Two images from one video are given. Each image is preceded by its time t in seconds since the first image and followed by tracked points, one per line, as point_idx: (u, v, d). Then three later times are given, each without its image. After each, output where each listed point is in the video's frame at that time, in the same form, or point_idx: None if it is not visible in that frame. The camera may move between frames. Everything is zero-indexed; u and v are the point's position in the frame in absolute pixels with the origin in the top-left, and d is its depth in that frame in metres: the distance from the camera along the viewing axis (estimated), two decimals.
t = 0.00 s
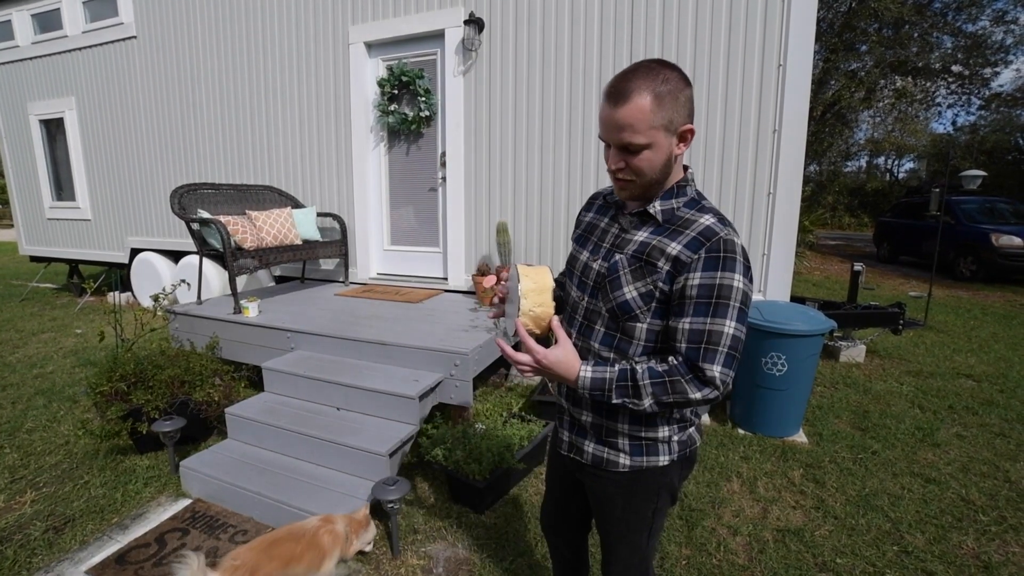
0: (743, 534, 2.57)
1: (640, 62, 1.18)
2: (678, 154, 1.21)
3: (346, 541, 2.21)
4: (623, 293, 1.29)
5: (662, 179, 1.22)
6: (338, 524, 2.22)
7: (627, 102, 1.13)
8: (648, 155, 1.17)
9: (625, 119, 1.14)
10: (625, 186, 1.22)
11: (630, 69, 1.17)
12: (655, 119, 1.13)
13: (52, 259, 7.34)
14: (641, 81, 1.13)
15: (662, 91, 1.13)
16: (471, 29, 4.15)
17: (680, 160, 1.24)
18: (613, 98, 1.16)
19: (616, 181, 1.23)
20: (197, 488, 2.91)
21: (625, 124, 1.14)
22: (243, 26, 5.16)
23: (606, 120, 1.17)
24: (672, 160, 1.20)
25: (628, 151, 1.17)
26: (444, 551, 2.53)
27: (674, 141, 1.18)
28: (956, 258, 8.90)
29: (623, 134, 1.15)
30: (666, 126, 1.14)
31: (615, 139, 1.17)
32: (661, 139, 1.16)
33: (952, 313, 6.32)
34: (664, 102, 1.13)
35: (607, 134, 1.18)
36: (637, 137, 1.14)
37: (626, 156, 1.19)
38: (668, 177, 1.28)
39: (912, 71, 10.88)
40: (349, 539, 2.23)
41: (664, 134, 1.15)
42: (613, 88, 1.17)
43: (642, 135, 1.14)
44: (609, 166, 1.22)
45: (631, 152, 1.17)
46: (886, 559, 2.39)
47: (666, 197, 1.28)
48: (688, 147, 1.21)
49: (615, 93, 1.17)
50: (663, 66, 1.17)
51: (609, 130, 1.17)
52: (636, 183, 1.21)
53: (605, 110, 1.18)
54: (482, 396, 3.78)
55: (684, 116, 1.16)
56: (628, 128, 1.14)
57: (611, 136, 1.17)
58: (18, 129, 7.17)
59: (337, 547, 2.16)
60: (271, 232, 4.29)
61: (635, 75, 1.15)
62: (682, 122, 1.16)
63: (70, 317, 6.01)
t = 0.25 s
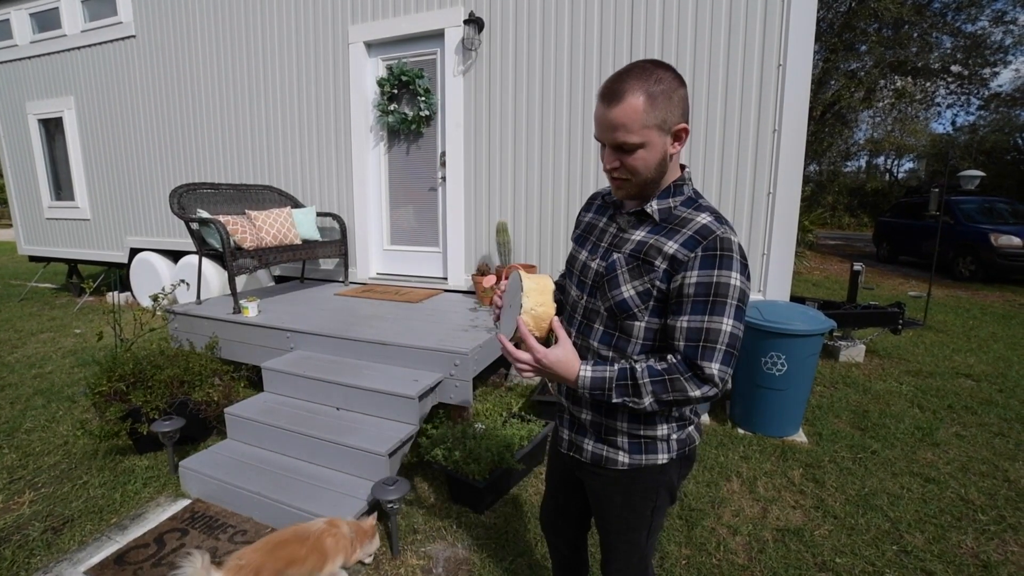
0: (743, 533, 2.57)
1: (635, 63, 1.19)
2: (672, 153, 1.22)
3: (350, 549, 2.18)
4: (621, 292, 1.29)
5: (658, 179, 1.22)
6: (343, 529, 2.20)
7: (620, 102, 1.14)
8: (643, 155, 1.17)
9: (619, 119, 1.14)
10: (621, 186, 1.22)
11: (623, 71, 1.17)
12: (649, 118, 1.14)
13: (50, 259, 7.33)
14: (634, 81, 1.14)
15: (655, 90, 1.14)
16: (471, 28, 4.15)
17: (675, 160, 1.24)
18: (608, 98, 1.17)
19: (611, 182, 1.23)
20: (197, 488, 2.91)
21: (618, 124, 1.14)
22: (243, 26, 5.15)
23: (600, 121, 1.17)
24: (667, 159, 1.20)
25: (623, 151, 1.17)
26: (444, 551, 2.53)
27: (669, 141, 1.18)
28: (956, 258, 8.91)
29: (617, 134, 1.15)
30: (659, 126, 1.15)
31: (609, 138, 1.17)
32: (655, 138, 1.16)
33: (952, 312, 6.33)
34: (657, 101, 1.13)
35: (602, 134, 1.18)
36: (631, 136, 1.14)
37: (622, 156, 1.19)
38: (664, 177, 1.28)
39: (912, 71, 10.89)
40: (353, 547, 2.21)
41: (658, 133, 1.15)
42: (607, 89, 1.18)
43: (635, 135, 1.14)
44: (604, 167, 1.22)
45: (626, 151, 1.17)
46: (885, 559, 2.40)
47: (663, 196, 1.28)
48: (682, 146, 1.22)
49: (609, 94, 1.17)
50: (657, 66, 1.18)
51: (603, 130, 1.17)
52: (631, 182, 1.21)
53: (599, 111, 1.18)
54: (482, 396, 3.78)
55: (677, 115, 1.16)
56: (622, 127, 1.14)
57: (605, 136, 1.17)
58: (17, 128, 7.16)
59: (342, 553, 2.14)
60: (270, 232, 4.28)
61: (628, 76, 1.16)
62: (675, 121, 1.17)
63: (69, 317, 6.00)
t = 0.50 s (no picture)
0: (743, 533, 2.57)
1: (632, 63, 1.19)
2: (670, 152, 1.22)
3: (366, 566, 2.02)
4: (620, 290, 1.29)
5: (656, 177, 1.22)
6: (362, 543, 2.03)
7: (617, 101, 1.14)
8: (640, 153, 1.17)
9: (616, 117, 1.14)
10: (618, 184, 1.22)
11: (620, 70, 1.17)
12: (645, 116, 1.14)
13: (50, 259, 7.32)
14: (631, 80, 1.14)
15: (652, 89, 1.14)
16: (471, 28, 4.15)
17: (673, 158, 1.24)
18: (605, 97, 1.17)
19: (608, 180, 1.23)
20: (196, 488, 2.90)
21: (615, 122, 1.14)
22: (242, 26, 5.15)
23: (597, 120, 1.18)
24: (664, 157, 1.20)
25: (620, 149, 1.17)
26: (444, 551, 2.53)
27: (666, 139, 1.18)
28: (955, 258, 8.91)
29: (614, 132, 1.15)
30: (656, 124, 1.15)
31: (607, 137, 1.17)
32: (652, 137, 1.16)
33: (951, 312, 6.34)
34: (654, 100, 1.13)
35: (599, 133, 1.18)
36: (628, 135, 1.14)
37: (619, 154, 1.19)
38: (662, 176, 1.28)
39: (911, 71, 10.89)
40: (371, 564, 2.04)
41: (655, 131, 1.15)
42: (605, 88, 1.18)
43: (632, 133, 1.14)
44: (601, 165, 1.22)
45: (623, 150, 1.17)
46: (886, 559, 2.39)
47: (661, 194, 1.28)
48: (680, 145, 1.21)
49: (605, 94, 1.17)
50: (654, 66, 1.18)
51: (600, 129, 1.18)
52: (628, 181, 1.21)
53: (597, 110, 1.18)
54: (482, 395, 3.77)
55: (675, 114, 1.16)
56: (619, 126, 1.15)
57: (602, 134, 1.17)
58: (16, 128, 7.15)
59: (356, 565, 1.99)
60: (270, 232, 4.28)
61: (625, 75, 1.16)
62: (672, 120, 1.17)
63: (68, 317, 5.99)
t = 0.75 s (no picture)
0: (744, 534, 2.56)
1: (632, 61, 1.19)
2: (671, 150, 1.21)
3: (386, 574, 1.79)
4: (623, 289, 1.29)
5: (657, 175, 1.22)
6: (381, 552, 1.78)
7: (618, 98, 1.14)
8: (641, 150, 1.17)
9: (617, 115, 1.14)
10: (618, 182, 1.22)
11: (621, 67, 1.17)
12: (646, 114, 1.13)
13: (49, 259, 7.31)
14: (632, 77, 1.14)
15: (653, 86, 1.14)
16: (470, 27, 4.14)
17: (674, 156, 1.24)
18: (606, 95, 1.17)
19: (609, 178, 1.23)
20: (195, 488, 2.89)
21: (616, 120, 1.14)
22: (242, 26, 5.14)
23: (597, 117, 1.17)
24: (665, 155, 1.20)
25: (621, 147, 1.17)
26: (444, 552, 2.52)
27: (667, 137, 1.18)
28: (955, 258, 8.90)
29: (615, 129, 1.15)
30: (657, 122, 1.15)
31: (607, 135, 1.17)
32: (653, 134, 1.15)
33: (951, 312, 6.33)
34: (654, 97, 1.13)
35: (599, 130, 1.18)
36: (629, 132, 1.14)
37: (620, 152, 1.19)
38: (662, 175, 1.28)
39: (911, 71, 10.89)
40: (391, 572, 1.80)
41: (656, 129, 1.15)
42: (605, 86, 1.18)
43: (633, 130, 1.14)
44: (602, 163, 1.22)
45: (624, 147, 1.17)
46: (887, 559, 2.39)
47: (664, 193, 1.29)
48: (681, 142, 1.21)
49: (605, 91, 1.17)
50: (654, 64, 1.18)
51: (601, 127, 1.17)
52: (630, 179, 1.21)
53: (597, 107, 1.18)
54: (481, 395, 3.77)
55: (676, 111, 1.16)
56: (620, 123, 1.14)
57: (603, 132, 1.17)
58: (15, 127, 7.14)
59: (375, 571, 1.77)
60: (269, 232, 4.27)
61: (626, 72, 1.16)
62: (673, 117, 1.16)
63: (67, 317, 5.98)
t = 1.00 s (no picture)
0: (744, 534, 2.56)
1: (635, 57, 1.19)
2: (674, 146, 1.21)
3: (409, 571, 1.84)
4: (628, 290, 1.29)
5: (660, 172, 1.21)
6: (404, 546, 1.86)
7: (622, 93, 1.13)
8: (645, 145, 1.16)
9: (620, 109, 1.13)
10: (621, 178, 1.20)
11: (624, 62, 1.17)
12: (651, 108, 1.13)
13: (47, 259, 7.29)
14: (636, 72, 1.13)
15: (657, 82, 1.13)
16: (470, 27, 4.13)
17: (676, 153, 1.23)
18: (609, 90, 1.16)
19: (612, 174, 1.21)
20: (193, 490, 2.88)
21: (620, 114, 1.13)
22: (241, 26, 5.13)
23: (600, 112, 1.16)
24: (668, 152, 1.20)
25: (625, 142, 1.16)
26: (443, 553, 2.51)
27: (670, 133, 1.18)
28: (955, 258, 8.91)
29: (620, 123, 1.14)
30: (661, 117, 1.14)
31: (611, 130, 1.16)
32: (657, 129, 1.15)
33: (950, 311, 6.34)
34: (659, 92, 1.13)
35: (603, 125, 1.16)
36: (633, 127, 1.13)
37: (623, 147, 1.18)
38: (664, 173, 1.27)
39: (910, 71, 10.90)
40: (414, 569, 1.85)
41: (660, 124, 1.14)
42: (608, 81, 1.17)
43: (638, 125, 1.13)
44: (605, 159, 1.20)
45: (628, 142, 1.16)
46: (887, 560, 2.39)
47: (667, 192, 1.29)
48: (684, 139, 1.21)
49: (609, 85, 1.16)
50: (657, 60, 1.18)
51: (604, 121, 1.16)
52: (633, 175, 1.19)
53: (600, 102, 1.17)
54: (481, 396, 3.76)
55: (679, 107, 1.16)
56: (624, 117, 1.13)
57: (607, 126, 1.15)
58: (13, 127, 7.12)
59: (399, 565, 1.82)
60: (268, 232, 4.26)
61: (630, 67, 1.15)
62: (677, 113, 1.16)
63: (66, 317, 5.96)
